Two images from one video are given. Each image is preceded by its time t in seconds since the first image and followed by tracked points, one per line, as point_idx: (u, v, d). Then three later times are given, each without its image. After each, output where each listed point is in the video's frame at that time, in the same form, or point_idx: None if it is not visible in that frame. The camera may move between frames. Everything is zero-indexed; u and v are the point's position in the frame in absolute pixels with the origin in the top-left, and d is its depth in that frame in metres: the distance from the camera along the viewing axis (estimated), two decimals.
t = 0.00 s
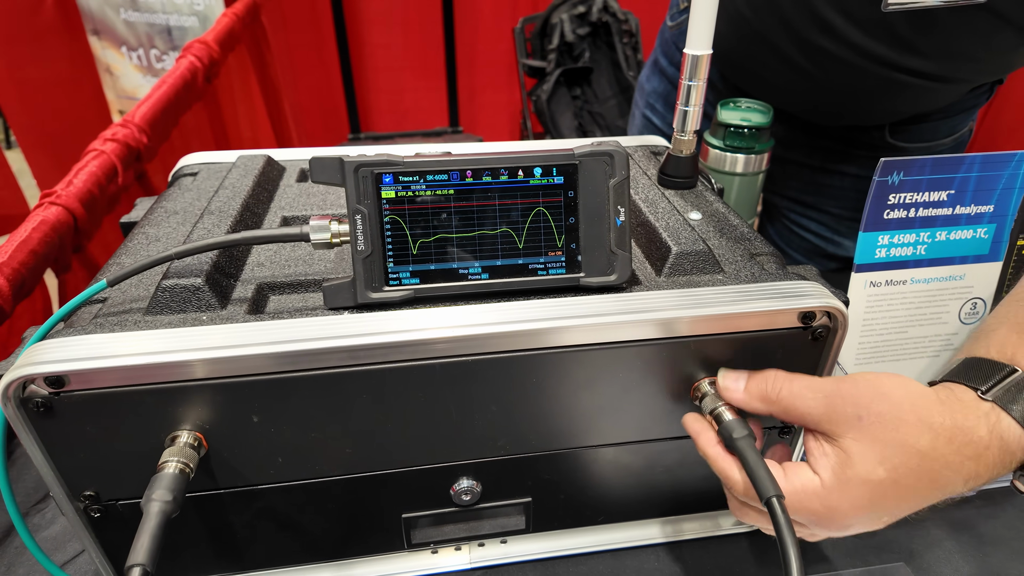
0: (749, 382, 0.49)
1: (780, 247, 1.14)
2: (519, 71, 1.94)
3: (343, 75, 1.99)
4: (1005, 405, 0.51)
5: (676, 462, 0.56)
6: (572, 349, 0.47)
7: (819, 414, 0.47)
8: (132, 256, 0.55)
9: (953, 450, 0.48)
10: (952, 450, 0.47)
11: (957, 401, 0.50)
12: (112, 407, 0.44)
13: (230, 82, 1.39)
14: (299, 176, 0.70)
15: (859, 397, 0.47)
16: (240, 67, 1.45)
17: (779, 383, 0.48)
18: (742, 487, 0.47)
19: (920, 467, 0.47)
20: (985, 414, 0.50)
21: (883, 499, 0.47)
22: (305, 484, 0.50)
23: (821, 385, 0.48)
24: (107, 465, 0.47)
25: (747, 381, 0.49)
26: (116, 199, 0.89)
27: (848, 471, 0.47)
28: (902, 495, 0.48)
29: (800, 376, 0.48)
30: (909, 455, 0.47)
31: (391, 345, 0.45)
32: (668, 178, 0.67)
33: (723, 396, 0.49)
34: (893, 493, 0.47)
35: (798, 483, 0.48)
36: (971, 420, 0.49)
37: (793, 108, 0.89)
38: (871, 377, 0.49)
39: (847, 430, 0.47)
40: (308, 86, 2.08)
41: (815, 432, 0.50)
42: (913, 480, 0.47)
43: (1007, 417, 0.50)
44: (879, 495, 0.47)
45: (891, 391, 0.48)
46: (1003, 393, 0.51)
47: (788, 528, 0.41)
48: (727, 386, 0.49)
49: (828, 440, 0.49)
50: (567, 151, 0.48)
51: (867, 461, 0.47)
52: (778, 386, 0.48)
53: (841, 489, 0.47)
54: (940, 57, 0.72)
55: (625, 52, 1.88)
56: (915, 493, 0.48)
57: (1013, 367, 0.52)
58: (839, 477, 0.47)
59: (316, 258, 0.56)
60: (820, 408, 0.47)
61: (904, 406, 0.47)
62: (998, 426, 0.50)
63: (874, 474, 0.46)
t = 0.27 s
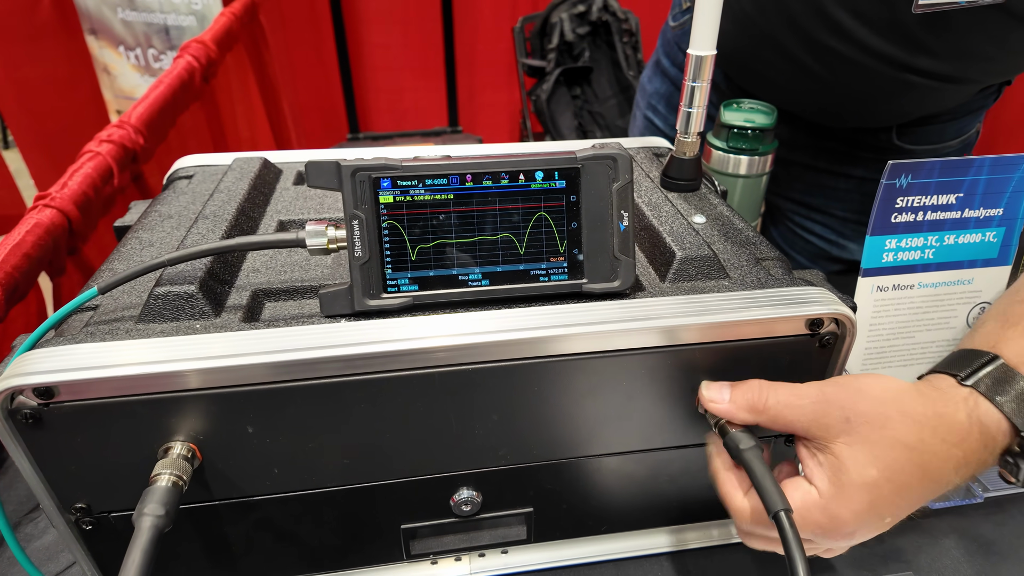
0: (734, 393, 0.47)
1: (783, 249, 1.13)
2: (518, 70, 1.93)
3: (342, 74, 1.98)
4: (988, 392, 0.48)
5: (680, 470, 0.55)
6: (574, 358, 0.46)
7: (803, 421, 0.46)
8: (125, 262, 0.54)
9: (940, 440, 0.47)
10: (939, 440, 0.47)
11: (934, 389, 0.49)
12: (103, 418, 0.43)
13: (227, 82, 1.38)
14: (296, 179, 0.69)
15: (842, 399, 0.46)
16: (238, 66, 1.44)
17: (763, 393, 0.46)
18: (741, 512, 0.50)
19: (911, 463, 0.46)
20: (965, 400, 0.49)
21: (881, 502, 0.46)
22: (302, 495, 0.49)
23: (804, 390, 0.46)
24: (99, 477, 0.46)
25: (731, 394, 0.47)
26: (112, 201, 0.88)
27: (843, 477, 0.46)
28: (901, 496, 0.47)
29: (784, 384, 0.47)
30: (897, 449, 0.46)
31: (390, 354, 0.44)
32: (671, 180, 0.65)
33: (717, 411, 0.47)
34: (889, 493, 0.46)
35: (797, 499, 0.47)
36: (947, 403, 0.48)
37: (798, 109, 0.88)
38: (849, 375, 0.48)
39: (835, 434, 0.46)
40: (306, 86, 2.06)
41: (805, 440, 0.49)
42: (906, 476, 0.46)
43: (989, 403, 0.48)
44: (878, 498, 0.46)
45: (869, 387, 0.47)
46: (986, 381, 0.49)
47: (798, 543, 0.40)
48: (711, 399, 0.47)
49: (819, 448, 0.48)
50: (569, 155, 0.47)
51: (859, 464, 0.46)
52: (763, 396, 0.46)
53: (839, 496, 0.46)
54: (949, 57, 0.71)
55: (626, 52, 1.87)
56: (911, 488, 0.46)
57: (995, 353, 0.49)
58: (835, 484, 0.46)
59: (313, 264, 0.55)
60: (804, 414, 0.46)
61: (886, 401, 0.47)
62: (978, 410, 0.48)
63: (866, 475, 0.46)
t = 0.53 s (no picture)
0: (736, 408, 0.46)
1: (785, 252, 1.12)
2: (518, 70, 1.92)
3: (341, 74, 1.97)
4: (998, 412, 0.50)
5: (684, 479, 0.54)
6: (576, 368, 0.46)
7: (807, 436, 0.45)
8: (120, 270, 0.53)
9: (945, 452, 0.47)
10: (943, 452, 0.47)
11: (941, 404, 0.51)
12: (98, 430, 0.42)
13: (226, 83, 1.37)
14: (294, 183, 0.68)
15: (843, 413, 0.46)
16: (237, 67, 1.43)
17: (764, 407, 0.45)
18: (751, 526, 0.47)
19: (917, 476, 0.46)
20: (973, 416, 0.50)
21: (890, 519, 0.45)
22: (300, 506, 0.49)
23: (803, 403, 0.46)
24: (94, 488, 0.45)
25: (732, 408, 0.46)
26: (109, 204, 0.86)
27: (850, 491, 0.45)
28: (907, 513, 0.46)
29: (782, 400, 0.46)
30: (902, 463, 0.46)
31: (389, 364, 0.43)
32: (673, 185, 0.65)
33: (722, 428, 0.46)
34: (898, 509, 0.46)
35: (802, 514, 0.46)
36: (954, 419, 0.49)
37: (802, 111, 0.87)
38: (846, 392, 0.48)
39: (839, 449, 0.46)
40: (305, 86, 2.05)
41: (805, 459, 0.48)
42: (913, 492, 0.46)
43: (999, 421, 0.50)
44: (886, 514, 0.45)
45: (869, 401, 0.48)
46: (997, 398, 0.50)
47: (805, 554, 0.39)
48: (712, 414, 0.46)
49: (821, 463, 0.47)
50: (571, 161, 0.46)
51: (865, 477, 0.45)
52: (764, 410, 0.45)
53: (846, 511, 0.45)
54: (958, 59, 0.70)
55: (626, 52, 1.86)
56: (919, 504, 0.46)
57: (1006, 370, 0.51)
58: (841, 499, 0.45)
59: (311, 271, 0.54)
60: (807, 427, 0.45)
61: (887, 415, 0.47)
62: (986, 427, 0.50)
63: (874, 490, 0.45)
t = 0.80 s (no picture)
0: (747, 410, 0.46)
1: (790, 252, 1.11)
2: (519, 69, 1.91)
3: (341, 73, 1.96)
4: (1009, 420, 0.49)
5: (692, 484, 0.53)
6: (583, 371, 0.45)
7: (821, 439, 0.45)
8: (119, 271, 0.52)
9: (959, 463, 0.46)
10: (959, 463, 0.46)
11: (956, 413, 0.49)
12: (97, 435, 0.42)
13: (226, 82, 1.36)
14: (295, 183, 0.67)
15: (861, 418, 0.45)
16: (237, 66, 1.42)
17: (779, 409, 0.45)
18: (756, 524, 0.46)
19: (930, 485, 0.45)
20: (987, 427, 0.49)
21: (901, 527, 0.45)
22: (302, 511, 0.48)
23: (822, 408, 0.45)
24: (93, 495, 0.44)
25: (744, 411, 0.46)
26: (109, 203, 0.85)
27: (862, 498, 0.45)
28: (919, 522, 0.46)
29: (798, 402, 0.46)
30: (917, 472, 0.45)
31: (393, 368, 0.42)
32: (680, 184, 0.64)
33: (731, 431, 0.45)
34: (909, 519, 0.45)
35: (811, 518, 0.45)
36: (969, 429, 0.48)
37: (808, 110, 0.86)
38: (868, 396, 0.47)
39: (853, 454, 0.45)
40: (305, 85, 2.05)
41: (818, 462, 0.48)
42: (926, 501, 0.45)
43: (1010, 430, 0.49)
44: (896, 523, 0.45)
45: (890, 408, 0.47)
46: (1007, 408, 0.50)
47: (819, 566, 0.38)
48: (722, 416, 0.46)
49: (833, 468, 0.47)
50: (579, 160, 0.45)
51: (878, 485, 0.45)
52: (779, 412, 0.45)
53: (857, 519, 0.45)
54: (969, 58, 0.69)
55: (627, 50, 1.86)
56: (931, 514, 0.46)
57: (1017, 380, 0.50)
58: (852, 507, 0.45)
59: (313, 273, 0.53)
60: (823, 431, 0.45)
61: (905, 422, 0.46)
62: (1001, 438, 0.49)
63: (886, 498, 0.45)
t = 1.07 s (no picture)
0: (762, 409, 0.45)
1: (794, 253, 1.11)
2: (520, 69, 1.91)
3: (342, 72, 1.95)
4: None
5: (700, 488, 0.53)
6: (592, 374, 0.44)
7: (837, 441, 0.44)
8: (121, 272, 0.52)
9: (978, 469, 0.46)
10: (977, 470, 0.46)
11: (976, 420, 0.49)
12: (99, 440, 0.41)
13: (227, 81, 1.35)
14: (298, 184, 0.67)
15: (879, 419, 0.45)
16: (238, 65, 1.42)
17: (795, 408, 0.45)
18: (766, 525, 0.45)
19: (948, 491, 0.45)
20: (1005, 434, 0.48)
21: (917, 531, 0.44)
22: (306, 516, 0.47)
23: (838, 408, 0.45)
24: (95, 500, 0.44)
25: (760, 409, 0.45)
26: (109, 204, 0.85)
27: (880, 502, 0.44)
28: (935, 527, 0.45)
29: (815, 402, 0.45)
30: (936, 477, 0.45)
31: (399, 372, 0.42)
32: (687, 185, 0.63)
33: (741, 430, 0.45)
34: (926, 523, 0.45)
35: (826, 519, 0.45)
36: (989, 437, 0.47)
37: (814, 109, 0.86)
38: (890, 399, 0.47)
39: (871, 457, 0.45)
40: (305, 84, 2.04)
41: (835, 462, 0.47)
42: (943, 506, 0.45)
43: None
44: (913, 527, 0.44)
45: (909, 412, 0.46)
46: None
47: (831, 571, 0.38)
48: (737, 412, 0.45)
49: (850, 470, 0.46)
50: (588, 161, 0.44)
51: (895, 489, 0.44)
52: (795, 411, 0.44)
53: (872, 522, 0.44)
54: (978, 58, 0.68)
55: (629, 50, 1.85)
56: (948, 519, 0.45)
57: None
58: (868, 509, 0.44)
59: (317, 275, 0.53)
60: (839, 431, 0.44)
61: (925, 425, 0.46)
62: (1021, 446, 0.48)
63: (903, 502, 0.44)
